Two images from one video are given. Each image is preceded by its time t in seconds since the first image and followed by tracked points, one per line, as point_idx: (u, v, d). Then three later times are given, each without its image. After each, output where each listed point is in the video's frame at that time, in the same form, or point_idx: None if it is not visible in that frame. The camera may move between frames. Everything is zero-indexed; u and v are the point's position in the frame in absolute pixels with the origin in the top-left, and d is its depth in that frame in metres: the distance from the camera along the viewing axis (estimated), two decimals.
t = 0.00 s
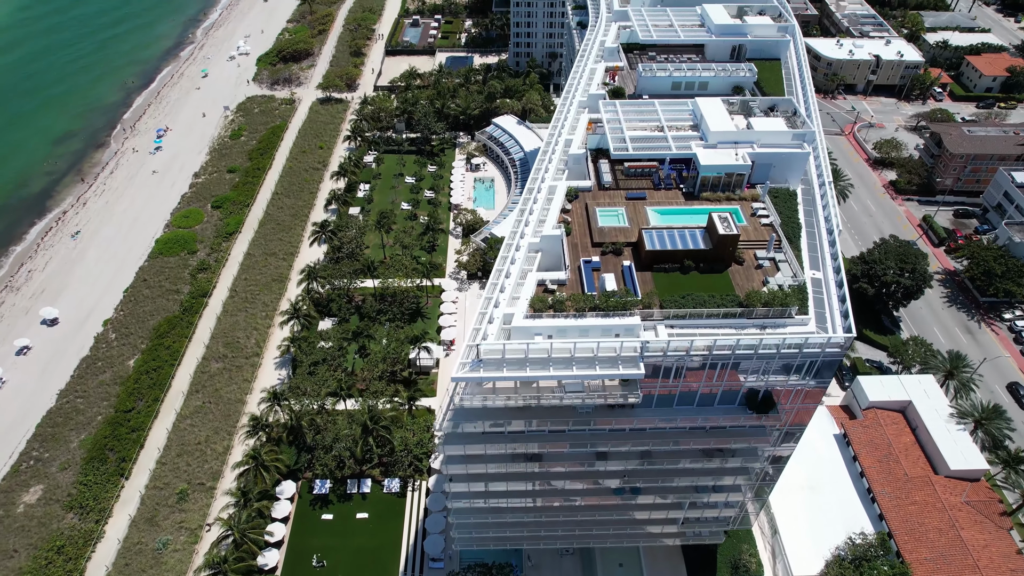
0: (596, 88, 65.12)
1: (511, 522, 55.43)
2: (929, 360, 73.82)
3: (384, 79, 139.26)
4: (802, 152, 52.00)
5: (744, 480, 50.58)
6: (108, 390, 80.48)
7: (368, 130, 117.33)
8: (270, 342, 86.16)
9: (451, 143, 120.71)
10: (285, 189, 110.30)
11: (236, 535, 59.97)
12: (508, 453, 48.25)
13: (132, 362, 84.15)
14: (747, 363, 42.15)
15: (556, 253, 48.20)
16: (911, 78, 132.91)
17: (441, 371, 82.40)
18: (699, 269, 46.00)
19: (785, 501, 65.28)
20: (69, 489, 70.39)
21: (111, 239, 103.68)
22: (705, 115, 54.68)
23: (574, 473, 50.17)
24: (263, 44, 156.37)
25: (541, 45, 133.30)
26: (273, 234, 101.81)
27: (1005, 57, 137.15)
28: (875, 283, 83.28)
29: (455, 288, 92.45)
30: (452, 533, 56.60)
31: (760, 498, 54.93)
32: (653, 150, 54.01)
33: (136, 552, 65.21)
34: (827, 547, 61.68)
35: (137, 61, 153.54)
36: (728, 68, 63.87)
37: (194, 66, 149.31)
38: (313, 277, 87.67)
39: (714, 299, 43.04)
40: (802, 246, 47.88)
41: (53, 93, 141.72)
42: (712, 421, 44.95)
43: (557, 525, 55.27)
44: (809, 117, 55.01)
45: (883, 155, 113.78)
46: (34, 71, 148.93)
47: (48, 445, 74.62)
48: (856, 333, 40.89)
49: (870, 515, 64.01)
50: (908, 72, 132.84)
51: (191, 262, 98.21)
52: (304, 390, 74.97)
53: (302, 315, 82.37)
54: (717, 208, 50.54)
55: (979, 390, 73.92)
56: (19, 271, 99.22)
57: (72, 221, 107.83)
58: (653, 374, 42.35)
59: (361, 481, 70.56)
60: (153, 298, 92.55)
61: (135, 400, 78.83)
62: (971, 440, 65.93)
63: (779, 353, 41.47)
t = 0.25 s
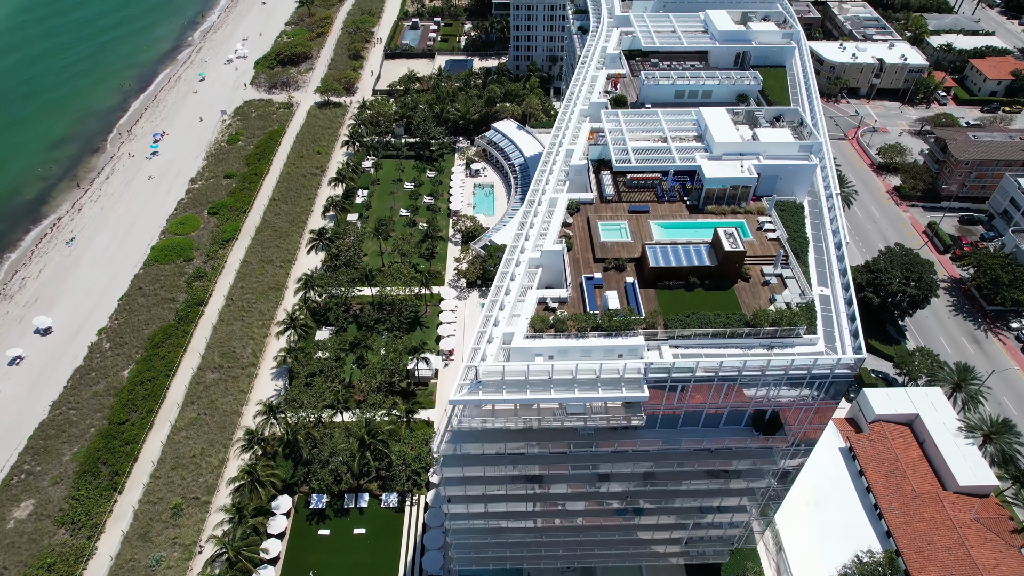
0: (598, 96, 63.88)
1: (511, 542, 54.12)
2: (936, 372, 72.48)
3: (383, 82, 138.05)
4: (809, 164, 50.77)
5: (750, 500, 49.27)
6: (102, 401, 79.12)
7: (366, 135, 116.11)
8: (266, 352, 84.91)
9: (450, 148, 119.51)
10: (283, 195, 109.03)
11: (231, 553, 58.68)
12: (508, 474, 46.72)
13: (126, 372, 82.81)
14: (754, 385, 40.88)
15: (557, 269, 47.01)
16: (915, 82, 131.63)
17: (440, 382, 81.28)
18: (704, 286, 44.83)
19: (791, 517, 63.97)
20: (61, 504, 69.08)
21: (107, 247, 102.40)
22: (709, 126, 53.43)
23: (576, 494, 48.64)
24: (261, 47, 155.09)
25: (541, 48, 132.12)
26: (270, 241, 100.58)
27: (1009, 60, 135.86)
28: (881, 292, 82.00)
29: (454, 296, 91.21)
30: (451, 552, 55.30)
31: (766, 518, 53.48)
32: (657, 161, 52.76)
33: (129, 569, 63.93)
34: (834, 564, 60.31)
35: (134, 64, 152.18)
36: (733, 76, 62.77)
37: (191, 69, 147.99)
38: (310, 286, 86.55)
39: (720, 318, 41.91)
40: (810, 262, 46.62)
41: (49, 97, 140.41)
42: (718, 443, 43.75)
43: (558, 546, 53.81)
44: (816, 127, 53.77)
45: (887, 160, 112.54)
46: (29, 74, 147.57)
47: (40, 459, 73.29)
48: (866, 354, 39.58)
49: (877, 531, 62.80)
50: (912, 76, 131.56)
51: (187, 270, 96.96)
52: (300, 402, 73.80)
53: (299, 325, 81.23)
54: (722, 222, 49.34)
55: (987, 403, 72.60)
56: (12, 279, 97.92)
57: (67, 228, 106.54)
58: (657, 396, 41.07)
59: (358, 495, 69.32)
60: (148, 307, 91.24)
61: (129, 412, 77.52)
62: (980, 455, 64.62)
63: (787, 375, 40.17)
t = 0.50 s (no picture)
0: (600, 105, 62.68)
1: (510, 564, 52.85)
2: (943, 385, 71.18)
3: (382, 86, 136.80)
4: (816, 177, 49.42)
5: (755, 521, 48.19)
6: (95, 413, 77.80)
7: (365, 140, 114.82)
8: (262, 362, 83.65)
9: (449, 153, 118.23)
10: (280, 201, 107.80)
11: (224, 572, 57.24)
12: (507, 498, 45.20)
13: (120, 383, 81.51)
14: (761, 408, 39.69)
15: (557, 284, 45.84)
16: (919, 85, 130.29)
17: (439, 393, 80.04)
18: (709, 303, 43.55)
19: (797, 535, 62.68)
20: (52, 519, 67.78)
21: (102, 254, 101.14)
22: (714, 137, 52.08)
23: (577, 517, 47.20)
24: (258, 50, 153.84)
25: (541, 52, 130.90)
26: (267, 248, 99.33)
27: (1014, 64, 134.54)
28: (886, 301, 80.67)
29: (453, 305, 89.92)
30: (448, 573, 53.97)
31: (771, 537, 52.54)
32: (661, 173, 51.40)
33: None
34: None
35: (131, 68, 150.87)
36: (737, 84, 61.47)
37: (188, 73, 146.70)
38: (307, 295, 85.32)
39: (726, 338, 40.64)
40: (817, 277, 45.41)
41: (45, 101, 139.20)
42: (723, 465, 42.53)
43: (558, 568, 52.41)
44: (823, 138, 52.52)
45: (891, 165, 111.35)
46: (25, 78, 146.23)
47: (31, 473, 71.98)
48: (877, 377, 38.42)
49: (884, 548, 61.56)
50: (916, 79, 130.26)
51: (183, 278, 95.72)
52: (296, 415, 72.56)
53: (295, 336, 80.15)
54: (727, 236, 48.05)
55: (995, 416, 71.32)
56: (6, 287, 96.70)
57: (61, 235, 105.30)
58: (661, 419, 39.84)
59: (356, 510, 68.04)
60: (143, 316, 89.94)
61: (122, 424, 76.17)
62: (989, 470, 63.28)
63: (795, 398, 39.04)
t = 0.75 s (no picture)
0: (601, 114, 61.47)
1: None
2: (951, 398, 69.90)
3: (381, 90, 135.56)
4: (824, 191, 48.14)
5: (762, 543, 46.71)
6: (88, 425, 76.51)
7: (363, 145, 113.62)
8: (259, 373, 82.43)
9: (449, 159, 116.96)
10: (277, 208, 106.54)
11: None
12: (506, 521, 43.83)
13: (114, 394, 80.25)
14: (769, 432, 38.49)
15: (558, 302, 44.68)
16: (923, 89, 129.01)
17: (437, 405, 78.84)
18: (715, 322, 42.36)
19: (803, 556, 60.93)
20: (43, 536, 66.49)
21: (96, 261, 99.86)
22: (719, 149, 50.79)
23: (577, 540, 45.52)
24: (256, 52, 152.59)
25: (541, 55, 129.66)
26: (263, 256, 98.12)
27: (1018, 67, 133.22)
28: (892, 311, 79.36)
29: (451, 314, 88.65)
30: None
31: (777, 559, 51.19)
32: (664, 185, 50.14)
33: None
34: None
35: (128, 71, 149.60)
36: (742, 92, 60.12)
37: (185, 76, 145.45)
38: (303, 305, 84.22)
39: (733, 359, 39.44)
40: (826, 295, 44.20)
41: (41, 104, 137.93)
42: (730, 490, 41.33)
43: None
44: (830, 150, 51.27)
45: (895, 170, 110.13)
46: (20, 81, 144.92)
47: (23, 487, 70.70)
48: (889, 401, 37.22)
49: (892, 566, 60.31)
50: (920, 83, 128.96)
51: (179, 286, 94.44)
52: (293, 428, 71.38)
53: (292, 347, 79.05)
54: (733, 252, 46.86)
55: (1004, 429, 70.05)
56: None
57: (55, 241, 104.00)
58: (666, 444, 38.64)
59: (352, 526, 66.77)
60: (138, 325, 88.68)
61: (116, 437, 74.84)
62: (998, 486, 61.98)
63: (804, 423, 37.84)
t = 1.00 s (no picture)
0: (603, 123, 60.19)
1: None
2: (960, 411, 68.61)
3: (379, 94, 134.30)
4: (832, 206, 46.84)
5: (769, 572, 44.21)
6: (81, 438, 75.17)
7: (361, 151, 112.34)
8: (255, 384, 81.15)
9: (448, 164, 115.64)
10: (274, 214, 105.29)
11: None
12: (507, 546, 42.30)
13: (108, 406, 78.93)
14: (777, 459, 37.27)
15: (559, 320, 43.45)
16: (927, 93, 127.68)
17: (437, 416, 77.53)
18: (721, 343, 41.15)
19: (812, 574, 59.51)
20: (34, 553, 65.14)
21: (91, 269, 98.56)
22: (724, 161, 49.44)
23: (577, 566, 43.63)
24: (254, 56, 151.38)
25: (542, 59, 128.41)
26: (260, 264, 96.86)
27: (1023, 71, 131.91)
28: (897, 322, 77.97)
29: (450, 323, 87.28)
30: None
31: None
32: (668, 199, 48.83)
33: None
34: None
35: (125, 74, 148.36)
36: (747, 102, 58.77)
37: (183, 80, 144.19)
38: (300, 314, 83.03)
39: (740, 383, 38.19)
40: (835, 314, 42.97)
41: (36, 109, 136.63)
42: (736, 516, 40.09)
43: None
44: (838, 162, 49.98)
45: (900, 176, 108.86)
46: (16, 84, 143.63)
47: (14, 502, 69.37)
48: (902, 428, 36.01)
49: None
50: (924, 87, 127.67)
51: (174, 295, 93.15)
52: (289, 442, 70.06)
53: (288, 358, 77.75)
54: (739, 268, 45.55)
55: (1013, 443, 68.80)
56: None
57: (50, 249, 102.73)
58: (671, 470, 37.44)
59: (350, 542, 65.39)
60: (133, 334, 87.39)
61: (109, 450, 73.47)
62: (1009, 503, 60.67)
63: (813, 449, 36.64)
